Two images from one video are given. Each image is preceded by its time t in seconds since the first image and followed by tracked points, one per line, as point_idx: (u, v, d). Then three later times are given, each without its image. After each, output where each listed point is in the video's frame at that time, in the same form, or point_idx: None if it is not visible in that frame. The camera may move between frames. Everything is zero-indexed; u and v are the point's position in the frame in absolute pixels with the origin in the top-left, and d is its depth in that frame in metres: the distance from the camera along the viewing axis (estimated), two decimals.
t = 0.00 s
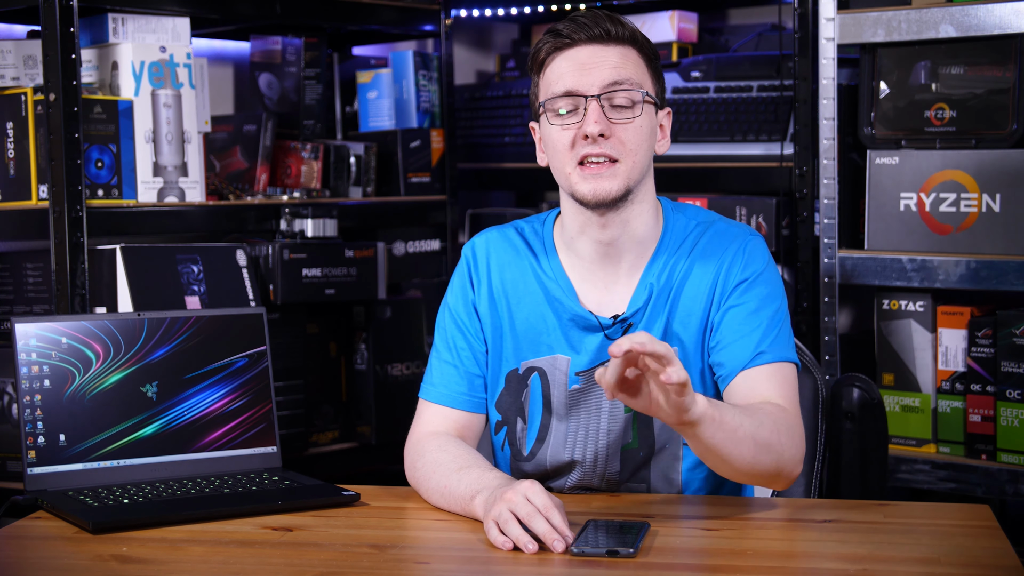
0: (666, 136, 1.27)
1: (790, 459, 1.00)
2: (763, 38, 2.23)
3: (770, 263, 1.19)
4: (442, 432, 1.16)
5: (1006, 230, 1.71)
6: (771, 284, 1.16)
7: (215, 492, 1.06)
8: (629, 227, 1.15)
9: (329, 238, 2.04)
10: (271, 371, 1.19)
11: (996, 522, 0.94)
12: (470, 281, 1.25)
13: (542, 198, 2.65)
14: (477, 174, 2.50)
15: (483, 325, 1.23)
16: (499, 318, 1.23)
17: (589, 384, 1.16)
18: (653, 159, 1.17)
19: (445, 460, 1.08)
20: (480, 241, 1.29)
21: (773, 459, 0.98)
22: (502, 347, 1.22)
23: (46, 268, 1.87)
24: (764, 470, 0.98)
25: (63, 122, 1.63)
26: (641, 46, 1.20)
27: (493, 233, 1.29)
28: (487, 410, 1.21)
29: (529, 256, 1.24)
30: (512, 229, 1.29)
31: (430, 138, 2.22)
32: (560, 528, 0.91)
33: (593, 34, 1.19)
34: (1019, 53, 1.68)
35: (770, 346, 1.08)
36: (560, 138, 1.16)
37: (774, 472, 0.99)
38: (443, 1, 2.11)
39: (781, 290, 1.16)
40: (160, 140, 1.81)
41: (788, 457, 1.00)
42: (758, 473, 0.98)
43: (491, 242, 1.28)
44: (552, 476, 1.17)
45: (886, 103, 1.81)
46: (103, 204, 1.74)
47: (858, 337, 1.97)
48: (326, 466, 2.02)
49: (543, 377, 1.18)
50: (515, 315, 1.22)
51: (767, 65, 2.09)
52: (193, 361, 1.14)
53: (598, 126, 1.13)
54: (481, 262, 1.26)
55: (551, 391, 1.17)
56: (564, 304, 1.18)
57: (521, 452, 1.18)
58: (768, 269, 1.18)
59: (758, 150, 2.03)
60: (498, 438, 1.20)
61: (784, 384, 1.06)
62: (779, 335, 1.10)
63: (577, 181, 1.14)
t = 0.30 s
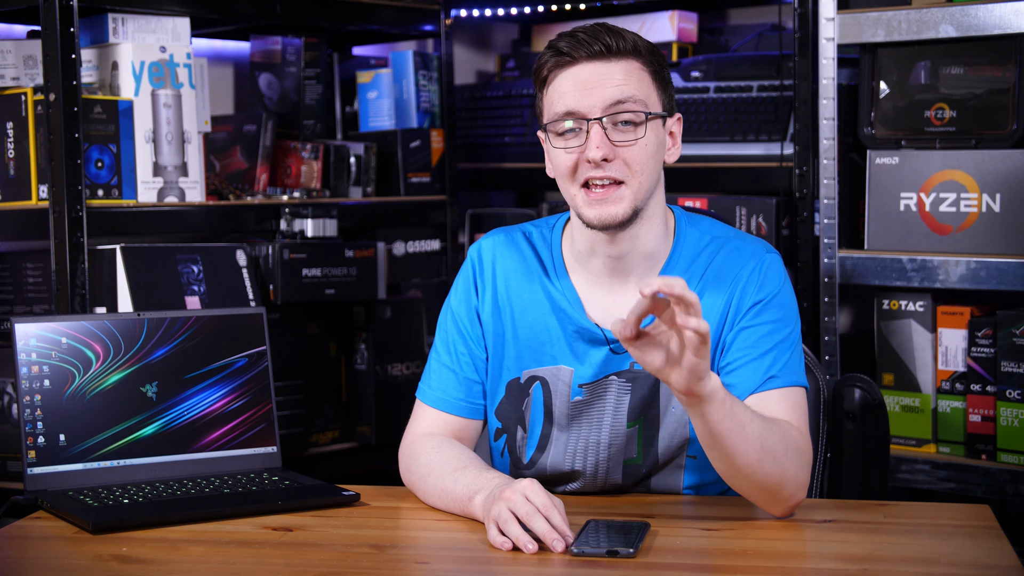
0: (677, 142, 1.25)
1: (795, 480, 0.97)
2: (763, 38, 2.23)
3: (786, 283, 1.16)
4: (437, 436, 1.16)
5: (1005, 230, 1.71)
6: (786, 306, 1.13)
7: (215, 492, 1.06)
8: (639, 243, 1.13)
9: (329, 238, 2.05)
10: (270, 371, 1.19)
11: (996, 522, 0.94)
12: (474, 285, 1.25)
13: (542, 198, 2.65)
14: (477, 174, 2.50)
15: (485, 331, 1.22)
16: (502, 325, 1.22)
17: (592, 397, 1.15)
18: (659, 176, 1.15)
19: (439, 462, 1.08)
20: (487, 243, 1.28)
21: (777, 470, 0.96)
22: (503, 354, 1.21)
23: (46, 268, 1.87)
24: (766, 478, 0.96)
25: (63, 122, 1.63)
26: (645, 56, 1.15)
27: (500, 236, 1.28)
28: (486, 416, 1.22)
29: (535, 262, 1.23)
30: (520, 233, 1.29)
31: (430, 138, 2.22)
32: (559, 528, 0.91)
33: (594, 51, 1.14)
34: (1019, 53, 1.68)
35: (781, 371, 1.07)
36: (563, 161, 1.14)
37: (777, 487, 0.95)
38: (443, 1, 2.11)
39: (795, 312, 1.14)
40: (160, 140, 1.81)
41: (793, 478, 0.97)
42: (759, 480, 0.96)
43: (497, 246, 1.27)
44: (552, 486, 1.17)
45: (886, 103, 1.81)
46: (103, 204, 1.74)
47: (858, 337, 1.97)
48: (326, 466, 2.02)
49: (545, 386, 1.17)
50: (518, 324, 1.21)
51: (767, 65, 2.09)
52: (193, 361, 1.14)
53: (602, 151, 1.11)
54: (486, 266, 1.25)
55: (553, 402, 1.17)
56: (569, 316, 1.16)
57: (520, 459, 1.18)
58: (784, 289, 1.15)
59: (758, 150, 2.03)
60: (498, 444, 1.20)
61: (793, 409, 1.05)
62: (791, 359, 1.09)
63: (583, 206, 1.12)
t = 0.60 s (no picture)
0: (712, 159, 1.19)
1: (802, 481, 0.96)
2: (763, 38, 2.23)
3: (795, 293, 1.16)
4: (431, 437, 1.15)
5: (1005, 230, 1.71)
6: (794, 314, 1.13)
7: (215, 492, 1.06)
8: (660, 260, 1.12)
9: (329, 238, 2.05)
10: (270, 372, 1.19)
11: (995, 522, 0.94)
12: (481, 293, 1.22)
13: (542, 198, 2.65)
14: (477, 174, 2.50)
15: (490, 342, 1.20)
16: (509, 336, 1.20)
17: (600, 409, 1.15)
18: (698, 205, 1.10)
19: (436, 464, 1.07)
20: (494, 249, 1.25)
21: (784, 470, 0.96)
22: (509, 365, 1.20)
23: (46, 268, 1.87)
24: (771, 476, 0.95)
25: (63, 122, 1.63)
26: (700, 82, 1.08)
27: (508, 243, 1.25)
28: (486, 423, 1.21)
29: (544, 273, 1.20)
30: (527, 239, 1.25)
31: (430, 138, 2.22)
32: (560, 528, 0.91)
33: (650, 73, 1.06)
34: (1019, 53, 1.68)
35: (790, 377, 1.07)
36: (606, 185, 1.08)
37: (779, 487, 0.95)
38: (443, 1, 2.11)
39: (803, 321, 1.14)
40: (160, 140, 1.81)
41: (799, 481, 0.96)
42: (763, 477, 0.96)
43: (506, 254, 1.24)
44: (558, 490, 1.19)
45: (886, 103, 1.81)
46: (103, 204, 1.74)
47: (858, 337, 1.97)
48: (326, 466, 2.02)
49: (552, 399, 1.17)
50: (525, 336, 1.19)
51: (767, 65, 2.09)
52: (193, 361, 1.14)
53: (652, 184, 1.04)
54: (493, 274, 1.22)
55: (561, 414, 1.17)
56: (581, 330, 1.15)
57: (527, 466, 1.19)
58: (792, 298, 1.15)
59: (758, 150, 2.03)
60: (503, 453, 1.20)
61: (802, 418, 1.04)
62: (799, 366, 1.08)
63: (622, 231, 1.08)
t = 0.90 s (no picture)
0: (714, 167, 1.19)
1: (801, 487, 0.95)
2: (763, 38, 2.23)
3: (796, 291, 1.16)
4: (430, 437, 1.15)
5: (1005, 230, 1.71)
6: (795, 313, 1.13)
7: (215, 493, 1.06)
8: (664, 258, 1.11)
9: (329, 238, 2.05)
10: (270, 371, 1.19)
11: (995, 522, 0.94)
12: (483, 295, 1.22)
13: (542, 198, 2.65)
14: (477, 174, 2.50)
15: (492, 344, 1.21)
16: (510, 338, 1.20)
17: (603, 411, 1.15)
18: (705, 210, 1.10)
19: (434, 464, 1.07)
20: (497, 251, 1.25)
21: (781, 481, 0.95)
22: (511, 368, 1.20)
23: (46, 268, 1.87)
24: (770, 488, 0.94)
25: (63, 122, 1.63)
26: (708, 86, 1.08)
27: (511, 245, 1.25)
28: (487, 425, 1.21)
29: (547, 275, 1.21)
30: (529, 241, 1.26)
31: (430, 138, 2.23)
32: (559, 527, 0.91)
33: (661, 76, 1.05)
34: (1019, 53, 1.68)
35: (790, 374, 1.07)
36: (615, 188, 1.07)
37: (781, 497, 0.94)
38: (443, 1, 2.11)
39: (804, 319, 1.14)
40: (160, 140, 1.81)
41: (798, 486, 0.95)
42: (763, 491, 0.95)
43: (508, 256, 1.24)
44: (559, 491, 1.19)
45: (886, 103, 1.81)
46: (103, 204, 1.74)
47: (858, 338, 1.97)
48: (326, 466, 2.02)
49: (555, 402, 1.17)
50: (528, 338, 1.19)
51: (767, 65, 2.09)
52: (193, 361, 1.14)
53: (662, 187, 1.04)
54: (496, 276, 1.23)
55: (562, 415, 1.16)
56: (584, 332, 1.15)
57: (530, 467, 1.20)
58: (793, 297, 1.15)
59: (758, 150, 2.03)
60: (506, 454, 1.21)
61: (801, 416, 1.04)
62: (800, 363, 1.08)
63: (630, 234, 1.07)
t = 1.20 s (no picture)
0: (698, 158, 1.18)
1: (800, 473, 0.97)
2: (763, 38, 2.23)
3: (788, 290, 1.16)
4: (427, 437, 1.15)
5: (1005, 230, 1.71)
6: (788, 313, 1.13)
7: (215, 492, 1.06)
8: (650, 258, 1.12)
9: (329, 238, 2.05)
10: (270, 371, 1.19)
11: (995, 522, 0.94)
12: (475, 292, 1.23)
13: (542, 198, 2.65)
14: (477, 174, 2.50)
15: (484, 340, 1.21)
16: (502, 334, 1.20)
17: (596, 409, 1.15)
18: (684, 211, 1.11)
19: (431, 465, 1.07)
20: (489, 249, 1.25)
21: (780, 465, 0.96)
22: (503, 363, 1.20)
23: (46, 268, 1.87)
24: (770, 471, 0.96)
25: (63, 122, 1.63)
26: (689, 91, 1.07)
27: (503, 243, 1.26)
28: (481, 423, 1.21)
29: (539, 272, 1.21)
30: (521, 240, 1.26)
31: (430, 138, 2.23)
32: (560, 528, 0.91)
33: (640, 84, 1.04)
34: (1019, 53, 1.68)
35: (788, 376, 1.07)
36: (594, 194, 1.08)
37: (782, 484, 0.95)
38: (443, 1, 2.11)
39: (798, 319, 1.14)
40: (160, 140, 1.81)
41: (798, 475, 0.96)
42: (764, 473, 0.96)
43: (500, 254, 1.24)
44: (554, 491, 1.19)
45: (886, 103, 1.81)
46: (103, 204, 1.74)
47: (858, 338, 1.97)
48: (326, 466, 2.02)
49: (545, 398, 1.17)
50: (519, 333, 1.19)
51: (767, 65, 2.09)
52: (193, 361, 1.14)
53: (640, 197, 1.05)
54: (487, 273, 1.23)
55: (555, 412, 1.16)
56: (574, 330, 1.15)
57: (522, 467, 1.19)
58: (785, 296, 1.15)
59: (758, 150, 2.03)
60: (497, 453, 1.20)
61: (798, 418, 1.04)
62: (796, 365, 1.09)
63: (608, 239, 1.09)
